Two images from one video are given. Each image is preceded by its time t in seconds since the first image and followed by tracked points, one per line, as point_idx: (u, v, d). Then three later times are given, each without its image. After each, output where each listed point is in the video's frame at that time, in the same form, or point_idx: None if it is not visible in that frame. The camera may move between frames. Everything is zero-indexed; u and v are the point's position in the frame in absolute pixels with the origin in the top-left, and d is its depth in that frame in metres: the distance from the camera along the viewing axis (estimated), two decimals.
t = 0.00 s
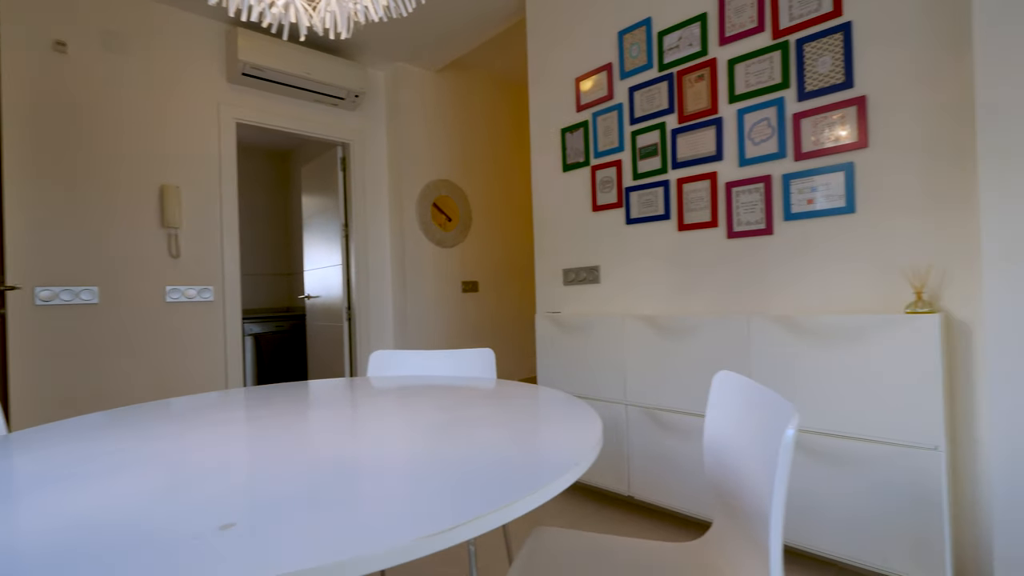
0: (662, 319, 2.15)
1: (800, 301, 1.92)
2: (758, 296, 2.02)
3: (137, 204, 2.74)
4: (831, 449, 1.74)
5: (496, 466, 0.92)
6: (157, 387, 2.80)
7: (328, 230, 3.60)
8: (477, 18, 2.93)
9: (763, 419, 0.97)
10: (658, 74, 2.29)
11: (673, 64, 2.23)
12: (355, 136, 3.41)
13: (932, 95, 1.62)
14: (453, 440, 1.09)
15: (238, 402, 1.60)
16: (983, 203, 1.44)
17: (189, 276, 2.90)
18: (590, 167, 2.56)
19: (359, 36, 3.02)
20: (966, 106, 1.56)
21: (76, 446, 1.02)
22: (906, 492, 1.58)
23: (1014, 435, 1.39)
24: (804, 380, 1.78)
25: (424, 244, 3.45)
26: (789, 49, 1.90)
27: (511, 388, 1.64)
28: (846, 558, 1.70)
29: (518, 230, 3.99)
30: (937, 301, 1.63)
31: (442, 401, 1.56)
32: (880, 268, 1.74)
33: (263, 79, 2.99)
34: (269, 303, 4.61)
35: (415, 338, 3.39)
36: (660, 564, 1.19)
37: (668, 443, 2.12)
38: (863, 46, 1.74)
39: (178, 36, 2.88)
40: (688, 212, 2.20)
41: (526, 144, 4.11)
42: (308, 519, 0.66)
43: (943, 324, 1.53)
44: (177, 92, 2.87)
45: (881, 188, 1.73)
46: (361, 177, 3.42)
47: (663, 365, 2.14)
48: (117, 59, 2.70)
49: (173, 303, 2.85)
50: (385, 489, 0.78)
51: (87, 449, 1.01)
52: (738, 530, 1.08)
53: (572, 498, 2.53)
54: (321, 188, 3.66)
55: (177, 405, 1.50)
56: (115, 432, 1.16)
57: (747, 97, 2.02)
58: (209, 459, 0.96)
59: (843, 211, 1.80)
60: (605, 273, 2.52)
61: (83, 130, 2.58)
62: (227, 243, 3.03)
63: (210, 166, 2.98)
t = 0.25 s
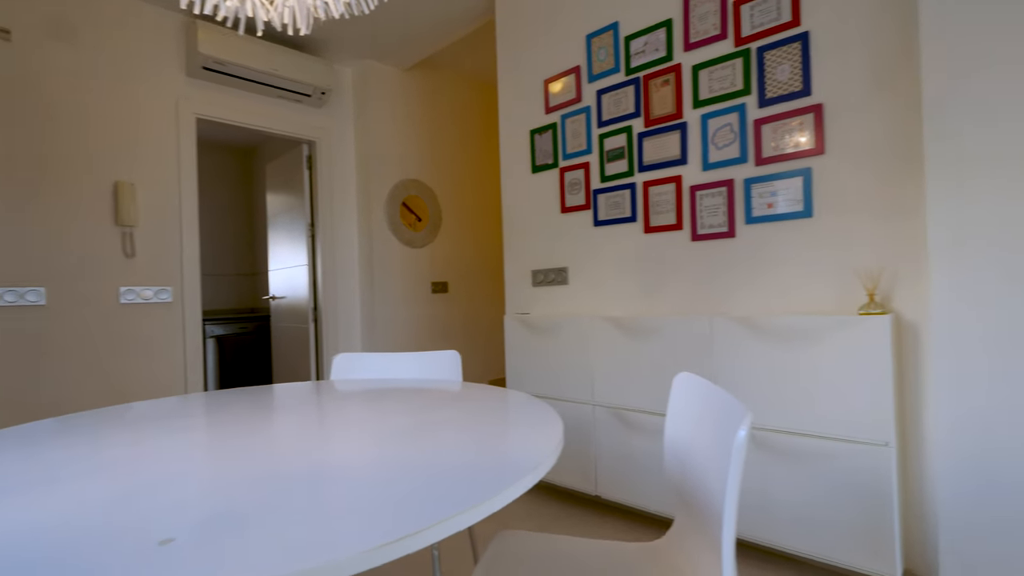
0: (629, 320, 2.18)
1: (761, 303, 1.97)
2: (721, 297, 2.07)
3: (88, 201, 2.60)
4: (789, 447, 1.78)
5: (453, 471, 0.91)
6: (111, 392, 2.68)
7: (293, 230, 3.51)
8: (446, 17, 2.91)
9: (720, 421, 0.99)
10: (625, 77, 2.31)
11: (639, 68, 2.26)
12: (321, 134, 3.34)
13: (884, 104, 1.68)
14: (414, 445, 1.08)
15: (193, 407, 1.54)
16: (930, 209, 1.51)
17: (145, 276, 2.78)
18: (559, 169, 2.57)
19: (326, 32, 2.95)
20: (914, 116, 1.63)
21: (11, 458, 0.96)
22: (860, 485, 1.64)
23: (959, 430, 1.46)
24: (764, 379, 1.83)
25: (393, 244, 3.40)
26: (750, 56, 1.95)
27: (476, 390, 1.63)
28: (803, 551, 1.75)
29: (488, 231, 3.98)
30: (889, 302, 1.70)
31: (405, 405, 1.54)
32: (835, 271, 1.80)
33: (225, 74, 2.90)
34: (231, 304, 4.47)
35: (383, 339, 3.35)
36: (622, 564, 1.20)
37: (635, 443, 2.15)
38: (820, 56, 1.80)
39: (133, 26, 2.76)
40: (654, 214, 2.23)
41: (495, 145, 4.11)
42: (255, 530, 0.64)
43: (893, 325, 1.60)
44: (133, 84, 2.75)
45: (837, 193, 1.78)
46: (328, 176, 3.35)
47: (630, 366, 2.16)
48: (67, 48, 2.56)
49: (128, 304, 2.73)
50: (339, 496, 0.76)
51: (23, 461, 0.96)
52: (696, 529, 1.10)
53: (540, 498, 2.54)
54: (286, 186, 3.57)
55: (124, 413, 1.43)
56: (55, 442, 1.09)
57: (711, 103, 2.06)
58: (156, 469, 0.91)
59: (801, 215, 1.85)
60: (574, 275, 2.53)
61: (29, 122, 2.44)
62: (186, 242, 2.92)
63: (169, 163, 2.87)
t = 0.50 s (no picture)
0: (595, 322, 2.19)
1: (722, 305, 2.01)
2: (685, 299, 2.10)
3: (34, 198, 2.46)
4: (749, 446, 1.82)
5: (410, 478, 0.90)
6: (59, 399, 2.54)
7: (257, 229, 3.41)
8: (415, 16, 2.87)
9: (679, 424, 1.00)
10: (592, 81, 2.33)
11: (606, 72, 2.28)
12: (285, 131, 3.26)
13: (838, 113, 1.74)
14: (372, 452, 1.06)
15: (141, 415, 1.48)
16: (882, 214, 1.56)
17: (96, 277, 2.66)
18: (527, 171, 2.57)
19: (290, 27, 2.88)
20: (866, 124, 1.69)
21: None
22: (816, 482, 1.69)
23: (911, 426, 1.52)
24: (725, 379, 1.87)
25: (361, 245, 3.35)
26: (713, 63, 1.99)
27: (440, 394, 1.62)
28: (761, 547, 1.80)
29: (457, 232, 3.95)
30: (843, 304, 1.76)
31: (366, 410, 1.51)
32: (793, 273, 1.85)
33: (183, 67, 2.79)
34: (191, 306, 4.32)
35: (350, 341, 3.29)
36: (584, 566, 1.20)
37: (601, 443, 2.16)
38: (779, 64, 1.85)
39: (83, 14, 2.63)
40: (620, 217, 2.25)
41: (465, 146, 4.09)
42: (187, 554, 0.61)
43: (846, 326, 1.65)
44: (83, 76, 2.61)
45: (794, 198, 1.84)
46: (293, 175, 3.28)
47: (596, 367, 2.18)
48: (9, 36, 2.41)
49: (77, 307, 2.60)
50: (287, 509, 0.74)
51: None
52: (655, 530, 1.11)
53: (508, 500, 2.53)
54: (249, 185, 3.47)
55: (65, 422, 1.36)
56: None
57: (675, 108, 2.09)
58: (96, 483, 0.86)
59: (761, 219, 1.90)
60: (542, 277, 2.53)
61: None
62: (141, 242, 2.80)
63: (123, 158, 2.74)
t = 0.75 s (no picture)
0: (563, 323, 2.20)
1: (687, 306, 2.04)
2: (651, 300, 2.13)
3: None
4: (712, 445, 1.86)
5: (366, 487, 0.88)
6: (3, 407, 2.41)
7: (219, 229, 3.31)
8: (383, 14, 2.84)
9: (642, 428, 1.00)
10: (561, 83, 2.34)
11: (574, 75, 2.29)
12: (249, 128, 3.17)
13: (797, 120, 1.79)
14: (329, 460, 1.03)
15: (89, 422, 1.41)
16: (838, 219, 1.62)
17: (45, 277, 2.53)
18: (496, 172, 2.56)
19: (254, 20, 2.80)
20: (823, 132, 1.74)
21: None
22: (776, 479, 1.73)
23: (867, 423, 1.58)
24: (690, 379, 1.90)
25: (328, 245, 3.29)
26: (678, 68, 2.02)
27: (405, 398, 1.60)
28: (725, 544, 1.83)
29: (427, 232, 3.92)
30: (801, 305, 1.81)
31: (328, 414, 1.48)
32: (755, 276, 1.89)
33: (140, 60, 2.68)
34: (149, 307, 4.16)
35: (317, 343, 3.22)
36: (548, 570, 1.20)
37: (570, 444, 2.17)
38: (741, 71, 1.89)
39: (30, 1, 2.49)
40: (589, 219, 2.27)
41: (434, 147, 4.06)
42: None
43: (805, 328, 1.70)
44: (30, 65, 2.48)
45: (757, 202, 1.88)
46: (257, 172, 3.19)
47: (565, 368, 2.19)
48: None
49: (23, 308, 2.47)
50: (231, 527, 0.70)
51: None
52: (618, 532, 1.12)
53: (478, 503, 2.51)
54: (211, 182, 3.36)
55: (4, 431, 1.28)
56: None
57: (642, 112, 2.11)
58: (28, 496, 0.81)
59: (724, 222, 1.94)
60: (511, 278, 2.53)
61: None
62: (94, 241, 2.68)
63: (74, 153, 2.61)
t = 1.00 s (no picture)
0: (534, 325, 2.21)
1: (655, 308, 2.07)
2: (620, 302, 2.15)
3: None
4: (679, 445, 1.89)
5: (325, 495, 0.85)
6: None
7: (182, 228, 3.20)
8: (353, 12, 2.79)
9: (606, 431, 1.01)
10: (531, 85, 2.34)
11: (545, 78, 2.30)
12: (213, 124, 3.08)
13: (760, 126, 1.83)
14: (289, 467, 1.01)
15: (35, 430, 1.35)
16: (798, 223, 1.67)
17: None
18: (467, 173, 2.55)
19: (218, 14, 2.72)
20: (784, 139, 1.79)
21: None
22: (739, 478, 1.77)
23: (825, 421, 1.63)
24: (657, 380, 1.92)
25: (296, 245, 3.22)
26: (646, 73, 2.05)
27: (370, 402, 1.58)
28: (692, 542, 1.86)
29: (398, 232, 3.88)
30: (764, 307, 1.86)
31: (291, 419, 1.45)
32: (720, 278, 1.93)
33: (95, 52, 2.56)
34: (107, 308, 4.01)
35: (285, 346, 3.15)
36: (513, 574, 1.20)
37: (540, 446, 2.18)
38: (707, 77, 1.93)
39: None
40: (559, 221, 2.28)
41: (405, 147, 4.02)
42: None
43: (767, 329, 1.74)
44: None
45: (723, 206, 1.92)
46: (222, 170, 3.11)
47: (535, 370, 2.19)
48: None
49: None
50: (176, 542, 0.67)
51: None
52: (583, 534, 1.13)
53: (448, 506, 2.50)
54: (173, 180, 3.25)
55: None
56: None
57: (611, 115, 2.13)
58: None
59: (690, 225, 1.97)
60: (482, 279, 2.52)
61: None
62: (45, 240, 2.56)
63: (23, 148, 2.48)
